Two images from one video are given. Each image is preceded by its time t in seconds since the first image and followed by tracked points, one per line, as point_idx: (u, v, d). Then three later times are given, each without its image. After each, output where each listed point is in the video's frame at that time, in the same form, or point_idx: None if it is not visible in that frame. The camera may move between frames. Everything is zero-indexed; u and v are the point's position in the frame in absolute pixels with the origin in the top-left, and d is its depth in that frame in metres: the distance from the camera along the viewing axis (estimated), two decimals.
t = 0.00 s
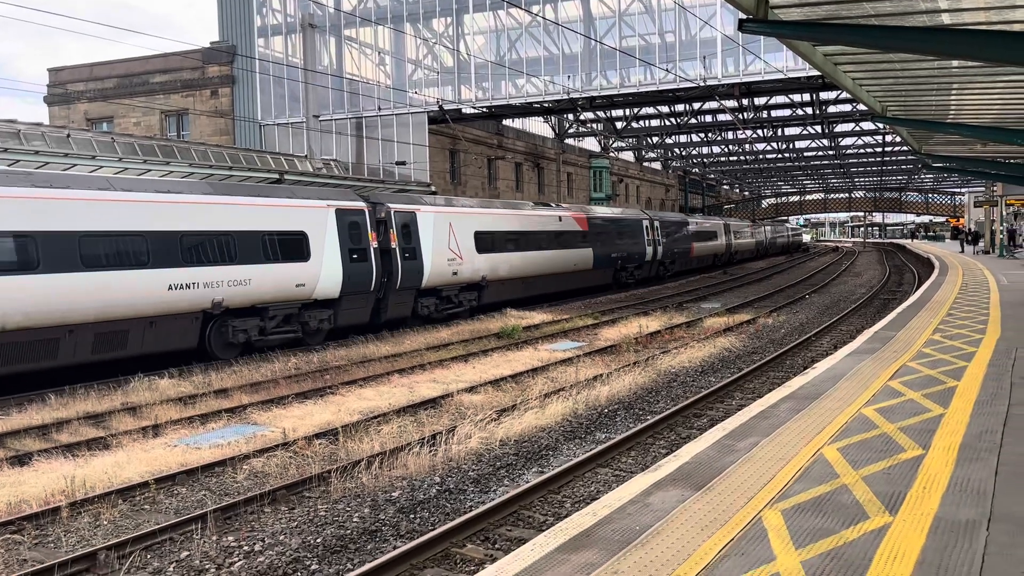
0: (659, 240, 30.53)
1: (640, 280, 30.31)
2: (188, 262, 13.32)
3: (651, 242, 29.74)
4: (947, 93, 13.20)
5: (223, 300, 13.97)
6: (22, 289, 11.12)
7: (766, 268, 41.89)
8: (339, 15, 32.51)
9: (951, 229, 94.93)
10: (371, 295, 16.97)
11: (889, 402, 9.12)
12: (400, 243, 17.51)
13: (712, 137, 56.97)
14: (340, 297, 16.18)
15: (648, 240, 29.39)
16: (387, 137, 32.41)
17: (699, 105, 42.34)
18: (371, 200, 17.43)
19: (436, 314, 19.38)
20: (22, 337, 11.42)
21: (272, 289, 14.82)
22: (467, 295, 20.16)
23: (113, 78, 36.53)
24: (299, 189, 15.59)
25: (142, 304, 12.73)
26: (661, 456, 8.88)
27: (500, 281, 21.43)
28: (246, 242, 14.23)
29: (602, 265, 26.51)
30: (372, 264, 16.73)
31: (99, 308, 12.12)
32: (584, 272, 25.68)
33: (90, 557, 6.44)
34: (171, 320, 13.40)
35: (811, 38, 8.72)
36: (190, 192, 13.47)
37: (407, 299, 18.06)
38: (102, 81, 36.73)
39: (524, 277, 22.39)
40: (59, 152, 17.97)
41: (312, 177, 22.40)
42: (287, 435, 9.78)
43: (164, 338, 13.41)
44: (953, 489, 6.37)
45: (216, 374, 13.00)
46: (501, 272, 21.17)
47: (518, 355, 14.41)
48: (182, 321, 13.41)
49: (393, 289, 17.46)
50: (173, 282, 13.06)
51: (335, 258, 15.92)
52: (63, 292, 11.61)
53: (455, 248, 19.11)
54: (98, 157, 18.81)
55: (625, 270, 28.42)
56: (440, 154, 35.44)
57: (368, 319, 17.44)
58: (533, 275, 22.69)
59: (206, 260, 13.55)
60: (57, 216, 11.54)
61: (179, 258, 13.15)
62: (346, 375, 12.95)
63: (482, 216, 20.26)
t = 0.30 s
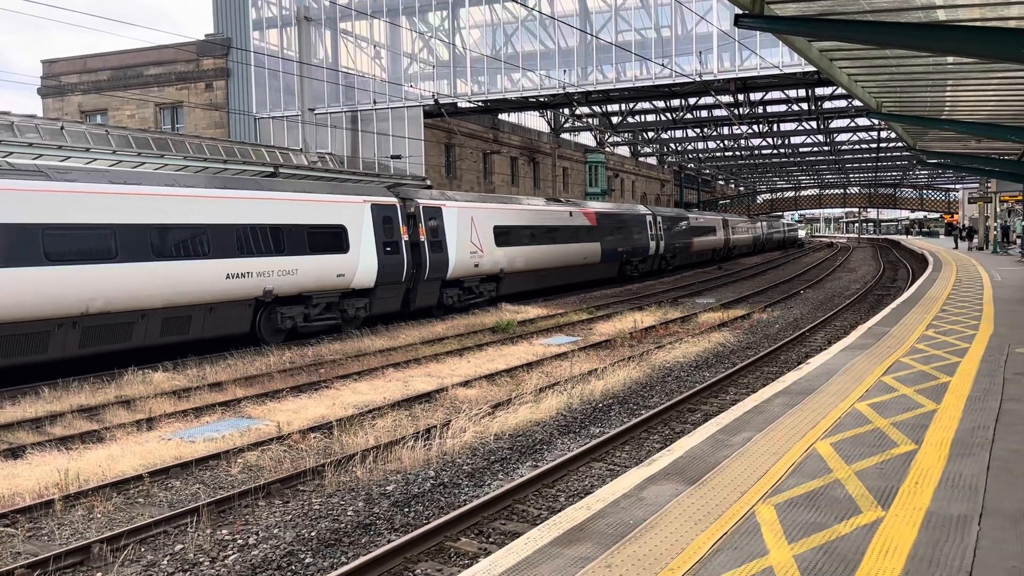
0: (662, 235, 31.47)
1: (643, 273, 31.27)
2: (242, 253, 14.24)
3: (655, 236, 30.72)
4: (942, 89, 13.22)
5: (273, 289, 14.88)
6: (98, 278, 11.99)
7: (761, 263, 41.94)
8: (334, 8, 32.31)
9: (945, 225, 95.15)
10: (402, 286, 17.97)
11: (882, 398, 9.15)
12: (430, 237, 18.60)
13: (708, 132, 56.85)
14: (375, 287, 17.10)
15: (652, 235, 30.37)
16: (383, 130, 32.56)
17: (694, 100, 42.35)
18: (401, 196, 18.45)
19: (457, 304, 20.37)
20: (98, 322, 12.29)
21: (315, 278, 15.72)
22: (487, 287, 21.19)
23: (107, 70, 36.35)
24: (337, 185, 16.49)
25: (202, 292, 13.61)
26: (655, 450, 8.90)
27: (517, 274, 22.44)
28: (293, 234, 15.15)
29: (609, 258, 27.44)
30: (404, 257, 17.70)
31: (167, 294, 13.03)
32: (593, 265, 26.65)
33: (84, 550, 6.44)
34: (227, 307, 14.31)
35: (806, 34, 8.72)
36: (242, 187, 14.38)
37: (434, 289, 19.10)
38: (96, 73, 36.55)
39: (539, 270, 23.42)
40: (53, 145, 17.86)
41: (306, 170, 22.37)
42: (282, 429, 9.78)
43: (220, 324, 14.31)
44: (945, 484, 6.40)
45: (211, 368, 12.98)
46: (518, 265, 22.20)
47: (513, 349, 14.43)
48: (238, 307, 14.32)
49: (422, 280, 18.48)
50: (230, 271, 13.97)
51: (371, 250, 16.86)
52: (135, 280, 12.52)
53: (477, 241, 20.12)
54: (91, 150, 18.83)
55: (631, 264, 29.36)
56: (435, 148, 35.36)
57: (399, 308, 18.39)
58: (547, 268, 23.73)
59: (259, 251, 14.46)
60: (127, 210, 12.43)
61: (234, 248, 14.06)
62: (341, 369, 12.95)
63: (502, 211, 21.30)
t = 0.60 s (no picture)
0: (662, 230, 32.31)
1: (644, 268, 32.09)
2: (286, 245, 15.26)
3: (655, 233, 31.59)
4: (935, 87, 13.27)
5: (313, 279, 15.92)
6: (161, 268, 13.04)
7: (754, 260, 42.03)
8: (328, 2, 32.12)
9: (937, 222, 95.53)
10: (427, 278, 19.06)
11: (872, 394, 9.18)
12: (451, 232, 19.70)
13: (701, 129, 56.91)
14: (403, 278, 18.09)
15: (653, 231, 31.25)
16: (376, 126, 32.41)
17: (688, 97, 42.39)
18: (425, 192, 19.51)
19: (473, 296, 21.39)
20: (161, 309, 13.36)
21: (350, 270, 16.72)
22: (502, 280, 22.30)
23: (99, 63, 36.15)
24: (368, 183, 17.42)
25: (250, 282, 14.64)
26: (646, 446, 8.92)
27: (529, 267, 23.50)
28: (330, 228, 16.13)
29: (613, 253, 28.34)
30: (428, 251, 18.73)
31: (221, 284, 14.06)
32: (598, 260, 27.63)
33: (73, 545, 6.42)
34: (273, 296, 15.38)
35: (798, 30, 8.72)
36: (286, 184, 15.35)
37: (456, 281, 20.28)
38: (88, 67, 36.36)
39: (549, 264, 24.49)
40: (44, 138, 17.79)
41: (299, 165, 22.31)
42: (274, 424, 9.76)
43: (266, 311, 15.35)
44: (934, 479, 6.43)
45: (202, 363, 12.96)
46: (530, 259, 23.27)
47: (506, 345, 14.44)
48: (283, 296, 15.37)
49: (445, 272, 19.60)
50: (276, 263, 14.98)
51: (399, 243, 17.83)
52: (194, 270, 13.57)
53: (493, 236, 21.19)
54: (82, 143, 18.72)
55: (632, 258, 30.25)
56: (429, 143, 35.31)
57: (423, 298, 19.49)
58: (556, 262, 24.77)
59: (302, 244, 15.50)
60: (187, 205, 13.47)
61: (279, 241, 15.07)
62: (333, 364, 12.94)
63: (516, 207, 22.37)
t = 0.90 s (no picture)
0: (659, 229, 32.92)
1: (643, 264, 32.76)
2: (321, 241, 16.13)
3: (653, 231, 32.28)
4: (923, 87, 13.35)
5: (345, 273, 16.81)
6: (213, 262, 13.92)
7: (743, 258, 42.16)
8: None
9: (926, 222, 95.93)
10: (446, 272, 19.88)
11: (861, 392, 9.24)
12: (467, 229, 20.42)
13: (692, 127, 57.03)
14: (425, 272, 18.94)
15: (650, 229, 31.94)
16: (367, 123, 32.33)
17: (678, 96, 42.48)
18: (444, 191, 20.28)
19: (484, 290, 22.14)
20: (212, 300, 14.25)
21: (378, 264, 17.60)
22: (513, 275, 23.05)
23: (87, 58, 35.95)
24: (392, 182, 18.24)
25: (290, 275, 15.53)
26: (636, 444, 8.94)
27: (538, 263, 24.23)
28: (360, 225, 17.00)
29: (614, 250, 29.05)
30: (446, 246, 19.53)
31: (265, 277, 14.93)
32: (601, 256, 28.36)
33: (61, 542, 6.38)
34: (309, 288, 16.26)
35: (788, 30, 8.78)
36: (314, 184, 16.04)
37: (471, 275, 21.06)
38: (76, 62, 36.13)
39: (556, 260, 25.23)
40: (32, 133, 17.70)
41: (290, 162, 22.24)
42: (263, 421, 9.74)
43: (304, 303, 16.24)
44: (921, 477, 6.47)
45: (191, 359, 12.90)
46: (540, 255, 24.00)
47: (496, 342, 14.45)
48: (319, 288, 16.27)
49: (461, 267, 20.39)
50: (313, 257, 15.86)
51: (421, 240, 18.66)
52: (243, 263, 14.46)
53: (506, 233, 21.92)
54: (71, 139, 18.60)
55: (631, 256, 30.88)
56: (419, 140, 35.25)
57: (442, 291, 20.29)
58: (562, 259, 25.51)
59: (335, 239, 16.36)
60: (236, 203, 14.35)
61: (316, 237, 15.94)
62: (323, 361, 12.91)
63: (527, 205, 23.08)
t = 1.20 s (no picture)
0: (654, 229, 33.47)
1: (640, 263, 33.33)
2: (350, 239, 16.97)
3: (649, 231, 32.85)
4: (910, 89, 13.44)
5: (369, 269, 17.62)
6: (255, 258, 14.77)
7: (732, 258, 42.28)
8: None
9: (913, 222, 96.47)
10: (460, 269, 20.66)
11: (847, 391, 9.30)
12: (477, 227, 21.13)
13: (680, 127, 57.16)
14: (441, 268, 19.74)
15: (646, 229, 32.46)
16: (355, 120, 32.30)
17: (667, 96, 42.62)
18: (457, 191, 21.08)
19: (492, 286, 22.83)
20: (254, 292, 15.14)
21: (399, 261, 18.40)
22: (519, 272, 23.75)
23: (74, 54, 35.72)
24: (411, 182, 19.02)
25: (321, 270, 16.33)
26: (624, 443, 8.97)
27: (542, 262, 24.93)
28: (382, 223, 17.81)
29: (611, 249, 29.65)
30: (460, 244, 20.31)
31: (302, 271, 15.79)
32: (600, 255, 29.01)
33: (45, 541, 6.35)
34: (337, 283, 17.07)
35: (775, 30, 8.79)
36: (313, 181, 16.20)
37: (482, 272, 21.79)
38: (63, 57, 35.91)
39: (559, 258, 25.92)
40: (17, 129, 17.57)
41: (278, 159, 22.16)
42: (250, 419, 9.71)
43: (335, 296, 17.10)
44: (906, 477, 6.51)
45: (178, 357, 12.83)
46: (545, 253, 24.72)
47: (485, 341, 14.46)
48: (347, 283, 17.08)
49: (474, 264, 21.15)
50: (342, 254, 16.68)
51: (439, 238, 19.44)
52: (283, 259, 15.32)
53: (515, 231, 22.69)
54: (56, 135, 18.47)
55: (627, 255, 31.45)
56: (408, 139, 35.19)
57: (455, 287, 21.03)
58: (565, 257, 26.20)
59: (361, 237, 17.15)
60: (275, 202, 15.21)
61: (346, 235, 16.77)
62: (311, 359, 12.88)
63: (533, 205, 23.81)
